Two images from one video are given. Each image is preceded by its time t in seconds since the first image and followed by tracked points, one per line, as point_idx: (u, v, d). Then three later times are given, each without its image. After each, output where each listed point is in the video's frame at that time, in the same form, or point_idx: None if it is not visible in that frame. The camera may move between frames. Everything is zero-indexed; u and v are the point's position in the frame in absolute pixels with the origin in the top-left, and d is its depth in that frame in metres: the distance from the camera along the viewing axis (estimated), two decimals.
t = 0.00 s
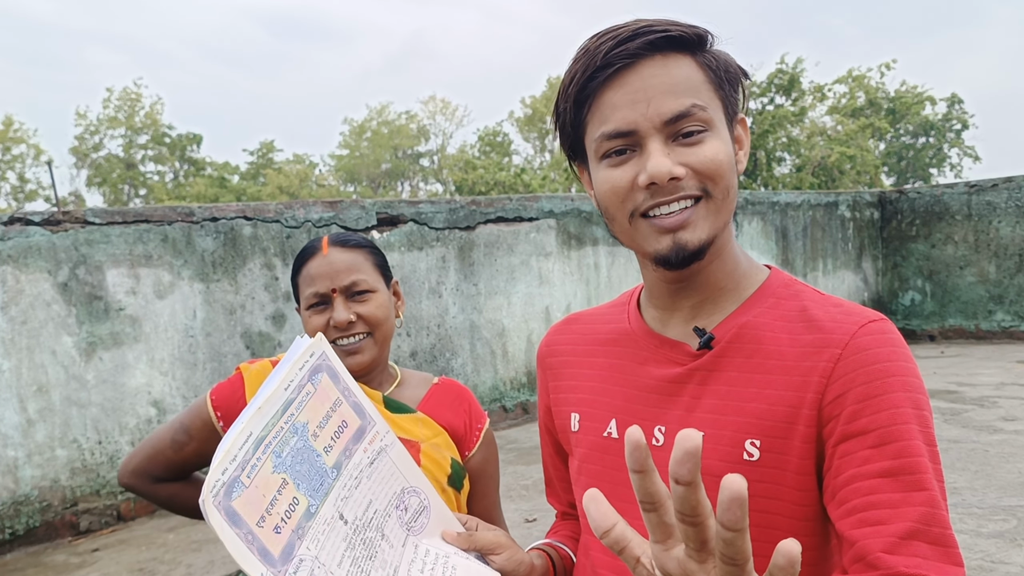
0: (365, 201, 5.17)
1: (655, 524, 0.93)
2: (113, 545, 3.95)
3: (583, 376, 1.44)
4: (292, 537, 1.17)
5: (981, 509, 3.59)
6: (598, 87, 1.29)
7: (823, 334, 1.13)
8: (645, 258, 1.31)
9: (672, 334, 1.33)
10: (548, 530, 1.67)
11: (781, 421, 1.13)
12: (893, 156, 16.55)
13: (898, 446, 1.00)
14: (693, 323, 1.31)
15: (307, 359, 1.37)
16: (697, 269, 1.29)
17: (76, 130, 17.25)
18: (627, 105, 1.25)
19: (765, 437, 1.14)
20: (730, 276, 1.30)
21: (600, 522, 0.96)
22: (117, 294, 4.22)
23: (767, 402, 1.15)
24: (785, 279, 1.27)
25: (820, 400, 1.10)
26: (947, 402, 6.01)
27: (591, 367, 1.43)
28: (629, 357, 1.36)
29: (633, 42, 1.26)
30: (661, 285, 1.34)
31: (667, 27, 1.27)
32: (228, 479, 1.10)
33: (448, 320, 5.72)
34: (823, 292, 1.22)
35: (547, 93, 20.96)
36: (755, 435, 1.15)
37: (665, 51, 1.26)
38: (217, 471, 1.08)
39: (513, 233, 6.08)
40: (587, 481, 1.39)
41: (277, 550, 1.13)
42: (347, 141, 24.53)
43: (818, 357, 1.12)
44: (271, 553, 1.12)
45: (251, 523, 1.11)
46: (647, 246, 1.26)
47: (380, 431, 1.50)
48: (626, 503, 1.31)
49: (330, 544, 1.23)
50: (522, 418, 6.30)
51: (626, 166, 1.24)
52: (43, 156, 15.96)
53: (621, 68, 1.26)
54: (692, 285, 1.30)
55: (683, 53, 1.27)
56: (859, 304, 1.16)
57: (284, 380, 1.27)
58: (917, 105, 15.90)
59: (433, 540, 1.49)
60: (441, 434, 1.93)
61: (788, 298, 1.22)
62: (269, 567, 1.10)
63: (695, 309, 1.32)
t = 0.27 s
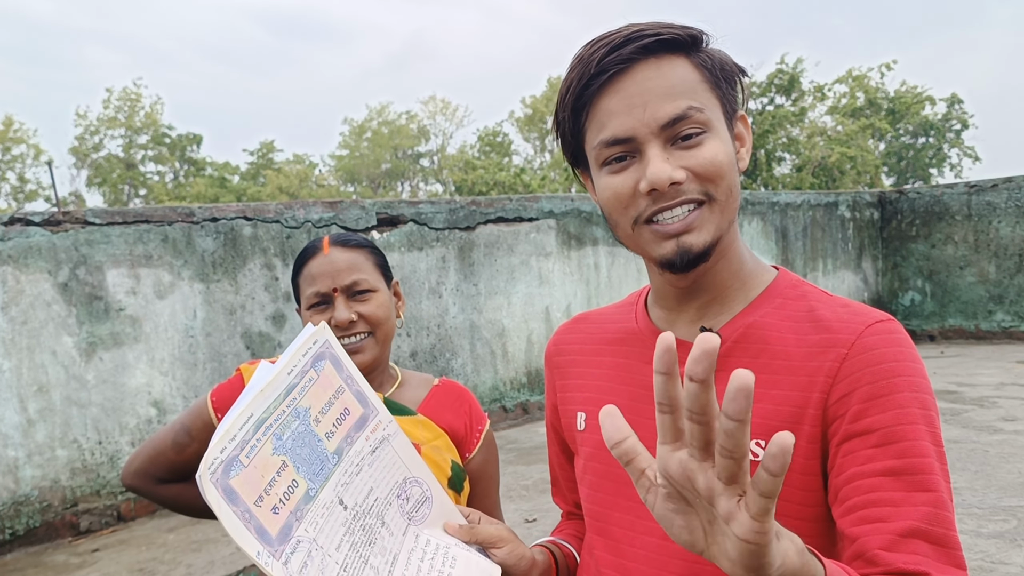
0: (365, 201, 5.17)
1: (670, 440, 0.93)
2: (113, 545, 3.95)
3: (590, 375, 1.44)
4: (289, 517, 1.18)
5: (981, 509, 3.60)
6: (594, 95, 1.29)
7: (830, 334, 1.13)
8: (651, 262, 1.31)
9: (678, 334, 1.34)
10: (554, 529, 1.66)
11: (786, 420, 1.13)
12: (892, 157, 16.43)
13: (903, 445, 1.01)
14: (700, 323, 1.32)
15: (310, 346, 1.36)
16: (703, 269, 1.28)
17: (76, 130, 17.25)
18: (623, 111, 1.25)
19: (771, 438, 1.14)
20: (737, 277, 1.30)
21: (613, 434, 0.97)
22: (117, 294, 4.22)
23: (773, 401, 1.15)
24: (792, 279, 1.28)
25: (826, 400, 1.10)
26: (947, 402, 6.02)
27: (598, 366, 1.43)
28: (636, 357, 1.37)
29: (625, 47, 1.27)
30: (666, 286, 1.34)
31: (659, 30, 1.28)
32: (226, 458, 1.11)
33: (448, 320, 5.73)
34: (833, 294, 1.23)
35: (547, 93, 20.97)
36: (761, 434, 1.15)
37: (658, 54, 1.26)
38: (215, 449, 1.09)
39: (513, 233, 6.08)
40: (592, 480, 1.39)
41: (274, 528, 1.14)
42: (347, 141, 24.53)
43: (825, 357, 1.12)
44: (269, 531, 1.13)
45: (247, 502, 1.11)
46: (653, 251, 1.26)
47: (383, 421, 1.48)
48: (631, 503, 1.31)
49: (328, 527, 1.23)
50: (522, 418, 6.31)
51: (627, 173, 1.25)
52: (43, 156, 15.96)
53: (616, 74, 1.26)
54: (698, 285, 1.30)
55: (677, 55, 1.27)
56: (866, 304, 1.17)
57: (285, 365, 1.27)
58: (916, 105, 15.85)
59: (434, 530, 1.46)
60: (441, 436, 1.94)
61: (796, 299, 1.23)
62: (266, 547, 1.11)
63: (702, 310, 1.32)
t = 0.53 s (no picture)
0: (365, 202, 5.17)
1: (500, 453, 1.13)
2: (113, 545, 3.95)
3: (595, 376, 1.44)
4: (293, 419, 1.19)
5: (981, 509, 3.60)
6: (597, 96, 1.29)
7: (826, 342, 1.12)
8: (657, 263, 1.31)
9: (680, 336, 1.34)
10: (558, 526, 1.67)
11: (778, 428, 1.12)
12: (891, 156, 16.23)
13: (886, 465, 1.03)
14: (702, 325, 1.32)
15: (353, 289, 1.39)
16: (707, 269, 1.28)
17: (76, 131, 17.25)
18: (627, 112, 1.25)
19: (764, 445, 1.13)
20: (741, 279, 1.30)
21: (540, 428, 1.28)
22: (117, 294, 4.22)
23: (765, 408, 1.14)
24: (797, 283, 1.27)
25: (816, 408, 1.09)
26: (946, 402, 6.01)
27: (603, 367, 1.43)
28: (639, 358, 1.37)
29: (627, 48, 1.27)
30: (671, 287, 1.34)
31: (662, 31, 1.28)
32: (246, 347, 1.20)
33: (448, 320, 5.73)
34: (834, 296, 1.23)
35: (547, 93, 20.97)
36: (753, 441, 1.14)
37: (660, 54, 1.26)
38: (237, 336, 1.19)
39: (513, 234, 6.08)
40: (593, 482, 1.39)
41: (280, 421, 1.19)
42: (347, 141, 24.54)
43: (818, 364, 1.11)
44: (271, 424, 1.17)
45: (259, 390, 1.18)
46: (658, 253, 1.26)
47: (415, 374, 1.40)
48: (628, 505, 1.31)
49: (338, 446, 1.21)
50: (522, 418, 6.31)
51: (631, 174, 1.25)
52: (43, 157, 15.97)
53: (618, 75, 1.26)
54: (701, 286, 1.30)
55: (679, 55, 1.27)
56: (866, 312, 1.15)
57: (320, 295, 1.33)
58: (916, 105, 15.83)
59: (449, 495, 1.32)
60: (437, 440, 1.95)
61: (798, 304, 1.22)
62: (268, 433, 1.15)
63: (705, 311, 1.32)
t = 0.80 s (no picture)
0: (365, 202, 5.18)
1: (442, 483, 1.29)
2: (113, 545, 3.95)
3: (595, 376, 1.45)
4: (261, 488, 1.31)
5: (980, 509, 3.60)
6: (613, 82, 1.29)
7: (818, 344, 1.12)
8: (657, 258, 1.32)
9: (679, 337, 1.34)
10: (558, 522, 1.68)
11: (771, 431, 1.12)
12: (892, 157, 16.41)
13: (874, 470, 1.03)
14: (701, 326, 1.32)
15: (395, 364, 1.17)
16: (707, 269, 1.28)
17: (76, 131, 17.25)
18: (642, 102, 1.25)
19: (754, 445, 1.13)
20: (741, 280, 1.29)
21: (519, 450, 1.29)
22: (117, 294, 4.22)
23: (758, 410, 1.14)
24: (798, 285, 1.26)
25: (804, 409, 1.10)
26: (946, 402, 6.02)
27: (603, 367, 1.44)
28: (638, 359, 1.37)
29: (650, 37, 1.26)
30: (671, 285, 1.35)
31: (686, 22, 1.27)
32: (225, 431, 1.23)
33: (448, 321, 5.73)
34: (836, 299, 1.22)
35: (547, 93, 20.99)
36: (745, 443, 1.14)
37: (683, 47, 1.26)
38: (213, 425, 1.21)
39: (513, 234, 6.08)
40: (592, 483, 1.39)
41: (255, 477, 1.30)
42: (347, 142, 24.55)
43: (809, 366, 1.11)
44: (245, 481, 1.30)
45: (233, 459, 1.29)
46: (658, 246, 1.28)
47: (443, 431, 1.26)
48: (623, 506, 1.32)
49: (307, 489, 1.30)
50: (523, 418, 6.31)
51: (639, 164, 1.25)
52: (43, 157, 15.96)
53: (638, 62, 1.26)
54: (700, 285, 1.30)
55: (701, 48, 1.27)
56: (860, 312, 1.14)
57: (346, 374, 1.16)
58: (916, 105, 15.85)
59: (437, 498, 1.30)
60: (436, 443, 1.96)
61: (795, 305, 1.21)
62: (237, 490, 1.31)
63: (704, 311, 1.32)
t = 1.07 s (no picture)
0: (365, 202, 5.18)
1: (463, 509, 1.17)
2: (113, 545, 3.95)
3: (592, 374, 1.45)
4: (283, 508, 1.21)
5: (981, 509, 3.60)
6: (624, 76, 1.29)
7: (829, 355, 1.12)
8: (660, 255, 1.31)
9: (681, 338, 1.34)
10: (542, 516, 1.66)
11: (779, 439, 1.12)
12: (892, 157, 16.44)
13: (886, 485, 1.03)
14: (703, 328, 1.32)
15: (413, 354, 1.09)
16: (710, 270, 1.28)
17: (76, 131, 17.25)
18: (652, 98, 1.25)
19: (763, 454, 1.13)
20: (744, 283, 1.29)
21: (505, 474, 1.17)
22: (117, 294, 4.22)
23: (767, 418, 1.14)
24: (801, 289, 1.27)
25: (822, 423, 1.09)
26: (946, 402, 6.01)
27: (601, 367, 1.44)
28: (639, 358, 1.37)
29: (664, 33, 1.26)
30: (673, 285, 1.35)
31: (701, 19, 1.27)
32: (246, 422, 1.13)
33: (448, 321, 5.73)
34: (839, 306, 1.23)
35: (547, 94, 21.01)
36: (751, 450, 1.14)
37: (697, 44, 1.26)
38: (236, 414, 1.12)
39: (513, 234, 6.08)
40: (587, 482, 1.39)
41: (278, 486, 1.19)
42: (347, 142, 24.55)
43: (822, 378, 1.11)
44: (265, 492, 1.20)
45: (257, 460, 1.17)
46: (661, 243, 1.27)
47: (481, 440, 1.17)
48: (620, 506, 1.31)
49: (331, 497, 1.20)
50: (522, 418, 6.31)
51: (646, 160, 1.25)
52: (43, 157, 15.96)
53: (650, 57, 1.26)
54: (702, 287, 1.30)
55: (715, 48, 1.27)
56: (870, 322, 1.14)
57: (364, 361, 1.09)
58: (916, 106, 15.85)
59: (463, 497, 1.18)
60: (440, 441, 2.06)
61: (800, 311, 1.22)
62: (263, 494, 1.21)
63: (706, 314, 1.32)
